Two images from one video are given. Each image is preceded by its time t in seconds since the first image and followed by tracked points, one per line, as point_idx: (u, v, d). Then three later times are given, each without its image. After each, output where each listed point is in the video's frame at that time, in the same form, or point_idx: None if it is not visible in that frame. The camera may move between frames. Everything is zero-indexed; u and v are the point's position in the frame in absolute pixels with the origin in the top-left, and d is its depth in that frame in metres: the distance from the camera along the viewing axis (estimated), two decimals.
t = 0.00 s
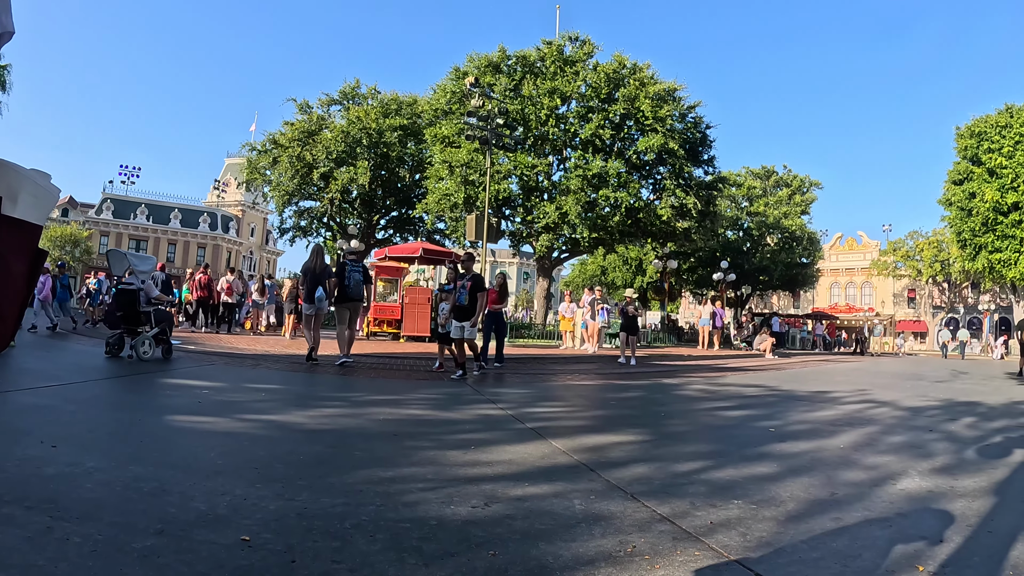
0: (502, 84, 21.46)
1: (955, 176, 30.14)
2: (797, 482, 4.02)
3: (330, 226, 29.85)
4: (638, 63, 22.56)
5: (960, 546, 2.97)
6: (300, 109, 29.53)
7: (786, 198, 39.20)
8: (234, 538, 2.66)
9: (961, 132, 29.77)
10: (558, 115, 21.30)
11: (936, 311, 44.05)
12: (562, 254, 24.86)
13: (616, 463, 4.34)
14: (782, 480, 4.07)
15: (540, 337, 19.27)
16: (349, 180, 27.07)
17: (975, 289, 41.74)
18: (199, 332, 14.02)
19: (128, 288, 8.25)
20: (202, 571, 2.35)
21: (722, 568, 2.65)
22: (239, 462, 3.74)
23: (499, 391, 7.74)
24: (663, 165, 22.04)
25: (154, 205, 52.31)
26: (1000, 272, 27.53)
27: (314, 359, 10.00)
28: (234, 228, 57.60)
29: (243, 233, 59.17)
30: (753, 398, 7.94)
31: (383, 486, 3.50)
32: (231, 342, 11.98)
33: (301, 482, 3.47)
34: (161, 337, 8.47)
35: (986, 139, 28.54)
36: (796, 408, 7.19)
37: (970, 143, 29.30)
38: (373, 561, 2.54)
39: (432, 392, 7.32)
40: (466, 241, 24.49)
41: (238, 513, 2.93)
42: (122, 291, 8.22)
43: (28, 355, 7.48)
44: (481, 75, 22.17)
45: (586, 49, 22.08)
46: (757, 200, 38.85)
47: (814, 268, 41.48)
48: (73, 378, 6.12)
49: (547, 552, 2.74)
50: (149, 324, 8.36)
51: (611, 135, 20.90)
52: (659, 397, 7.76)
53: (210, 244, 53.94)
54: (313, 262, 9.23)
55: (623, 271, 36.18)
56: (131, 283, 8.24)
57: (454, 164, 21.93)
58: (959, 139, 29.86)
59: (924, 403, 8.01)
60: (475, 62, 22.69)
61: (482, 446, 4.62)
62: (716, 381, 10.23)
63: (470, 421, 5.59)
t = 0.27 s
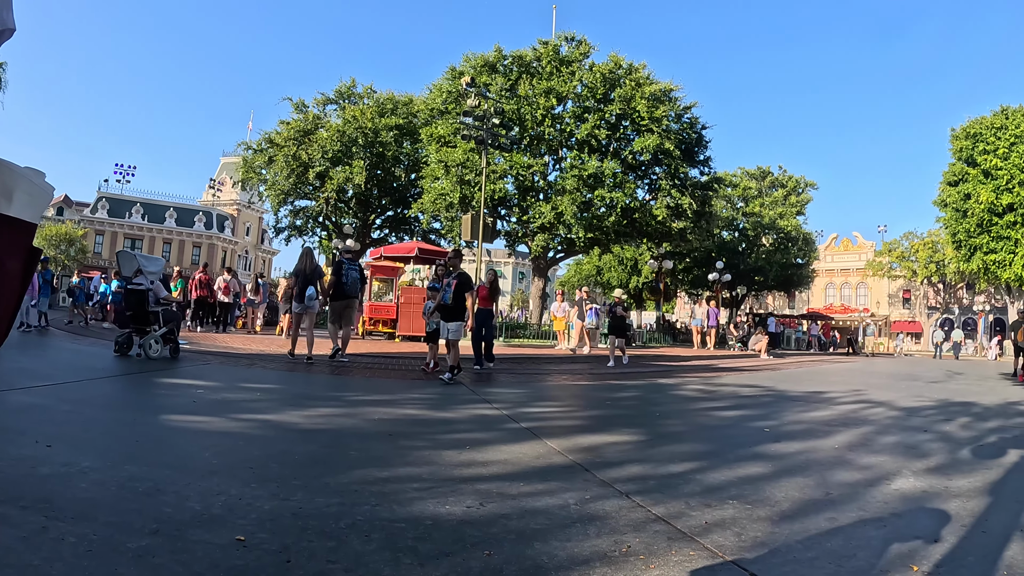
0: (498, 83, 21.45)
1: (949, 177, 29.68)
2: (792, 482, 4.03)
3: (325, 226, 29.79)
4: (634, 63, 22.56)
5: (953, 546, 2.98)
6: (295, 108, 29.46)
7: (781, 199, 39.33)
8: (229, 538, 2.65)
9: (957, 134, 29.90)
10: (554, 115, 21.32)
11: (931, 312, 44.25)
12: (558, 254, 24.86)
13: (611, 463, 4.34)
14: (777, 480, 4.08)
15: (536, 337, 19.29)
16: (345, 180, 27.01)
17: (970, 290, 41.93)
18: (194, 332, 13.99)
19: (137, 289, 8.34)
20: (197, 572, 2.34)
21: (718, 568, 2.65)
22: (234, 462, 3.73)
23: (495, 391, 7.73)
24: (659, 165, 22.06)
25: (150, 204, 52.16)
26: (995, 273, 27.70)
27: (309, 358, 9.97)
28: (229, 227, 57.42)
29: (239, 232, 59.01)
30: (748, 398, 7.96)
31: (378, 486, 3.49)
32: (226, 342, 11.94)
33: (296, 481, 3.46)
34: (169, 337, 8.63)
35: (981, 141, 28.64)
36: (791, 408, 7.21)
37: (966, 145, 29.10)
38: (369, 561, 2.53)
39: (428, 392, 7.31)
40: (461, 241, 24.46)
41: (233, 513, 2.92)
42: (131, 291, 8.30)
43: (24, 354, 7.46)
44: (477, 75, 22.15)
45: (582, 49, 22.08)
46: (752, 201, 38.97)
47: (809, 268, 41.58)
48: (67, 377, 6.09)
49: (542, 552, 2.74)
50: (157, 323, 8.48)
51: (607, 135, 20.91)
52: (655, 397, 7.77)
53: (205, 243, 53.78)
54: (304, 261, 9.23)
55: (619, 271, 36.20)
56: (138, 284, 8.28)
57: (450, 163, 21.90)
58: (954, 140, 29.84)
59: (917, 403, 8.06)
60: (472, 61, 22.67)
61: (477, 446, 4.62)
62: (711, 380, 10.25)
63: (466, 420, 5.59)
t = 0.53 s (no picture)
0: (494, 83, 21.46)
1: (945, 179, 29.95)
2: (786, 482, 4.05)
3: (321, 225, 29.72)
4: (630, 64, 22.59)
5: (947, 546, 2.99)
6: (291, 108, 29.40)
7: (777, 200, 39.51)
8: (224, 538, 2.64)
9: (952, 136, 30.02)
10: (550, 115, 21.32)
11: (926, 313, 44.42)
12: (553, 254, 24.84)
13: (606, 463, 4.34)
14: (771, 480, 4.09)
15: (532, 337, 19.30)
16: (341, 179, 26.94)
17: (965, 291, 42.09)
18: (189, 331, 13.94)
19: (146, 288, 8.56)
20: (192, 571, 2.34)
21: (712, 568, 2.66)
22: (229, 462, 3.71)
23: (491, 390, 7.73)
24: (655, 166, 22.10)
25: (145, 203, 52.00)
26: (990, 274, 27.85)
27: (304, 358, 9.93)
28: (225, 227, 57.24)
29: (235, 231, 58.85)
30: (744, 399, 7.97)
31: (374, 486, 3.48)
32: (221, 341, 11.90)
33: (291, 481, 3.45)
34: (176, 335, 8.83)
35: (976, 142, 28.75)
36: (786, 408, 7.23)
37: (961, 146, 29.31)
38: (364, 561, 2.53)
39: (424, 392, 7.30)
40: (456, 241, 24.43)
41: (228, 513, 2.91)
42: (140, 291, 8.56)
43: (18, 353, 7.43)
44: (473, 75, 22.15)
45: (578, 50, 22.11)
46: (748, 201, 39.07)
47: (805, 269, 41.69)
48: (61, 376, 6.06)
49: (538, 552, 2.73)
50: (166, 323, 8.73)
51: (603, 135, 20.93)
52: (650, 398, 7.78)
53: (201, 242, 53.61)
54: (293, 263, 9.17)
55: (614, 271, 36.21)
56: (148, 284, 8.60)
57: (446, 163, 21.89)
58: (949, 142, 29.91)
59: (912, 403, 8.09)
60: (468, 61, 22.68)
61: (473, 446, 4.61)
62: (706, 381, 10.27)
63: (461, 421, 5.58)
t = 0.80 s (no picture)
0: (491, 83, 21.47)
1: (941, 180, 30.09)
2: (782, 482, 4.07)
3: (318, 225, 29.66)
4: (627, 64, 22.63)
5: (944, 546, 3.00)
6: (288, 107, 29.34)
7: (774, 201, 39.68)
8: (220, 537, 2.63)
9: (949, 138, 30.10)
10: (547, 116, 21.32)
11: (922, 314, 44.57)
12: (550, 255, 24.83)
13: (603, 463, 4.35)
14: (767, 480, 4.11)
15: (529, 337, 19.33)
16: (337, 179, 26.89)
17: (961, 292, 42.22)
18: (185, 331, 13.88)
19: (155, 288, 8.64)
20: (188, 570, 2.33)
21: (708, 569, 2.67)
22: (226, 462, 3.70)
23: (488, 390, 7.73)
24: (651, 167, 22.12)
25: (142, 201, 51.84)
26: (986, 275, 27.98)
27: (301, 358, 9.90)
28: (221, 226, 57.09)
29: (231, 231, 58.67)
30: (740, 399, 7.98)
31: (370, 486, 3.48)
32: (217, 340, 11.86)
33: (288, 482, 3.44)
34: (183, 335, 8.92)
35: (973, 144, 28.80)
36: (782, 409, 7.24)
37: (957, 148, 29.41)
38: (360, 560, 2.53)
39: (420, 392, 7.29)
40: (453, 241, 24.42)
41: (224, 513, 2.90)
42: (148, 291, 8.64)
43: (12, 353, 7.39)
44: (470, 75, 22.15)
45: (575, 50, 22.12)
46: (745, 202, 39.11)
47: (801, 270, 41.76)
48: (56, 376, 6.03)
49: (534, 552, 2.74)
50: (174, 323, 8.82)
51: (599, 136, 20.95)
52: (647, 398, 7.78)
53: (197, 241, 53.45)
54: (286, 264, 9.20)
55: (611, 272, 36.19)
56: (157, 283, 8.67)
57: (443, 163, 21.89)
58: (946, 143, 29.95)
59: (908, 404, 8.11)
60: (465, 61, 22.67)
61: (470, 446, 4.61)
62: (702, 381, 10.28)
63: (458, 421, 5.57)
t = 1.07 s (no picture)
0: (489, 83, 21.47)
1: (938, 182, 30.14)
2: (778, 482, 4.07)
3: (314, 225, 29.63)
4: (625, 65, 22.66)
5: (939, 547, 3.01)
6: (285, 106, 29.30)
7: (770, 202, 39.74)
8: (216, 538, 2.62)
9: (945, 139, 30.20)
10: (545, 116, 21.32)
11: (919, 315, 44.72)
12: (547, 255, 24.83)
13: (599, 464, 4.34)
14: (764, 480, 4.12)
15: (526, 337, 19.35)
16: (334, 178, 26.86)
17: (957, 293, 42.33)
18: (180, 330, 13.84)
19: (165, 289, 8.70)
20: (184, 571, 2.33)
21: (704, 569, 2.67)
22: (221, 461, 3.69)
23: (484, 391, 7.73)
24: (649, 167, 22.14)
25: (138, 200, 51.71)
26: (982, 276, 28.07)
27: (297, 358, 9.88)
28: (218, 225, 56.96)
29: (228, 230, 58.53)
30: (736, 399, 7.99)
31: (366, 486, 3.47)
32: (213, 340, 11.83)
33: (284, 481, 3.43)
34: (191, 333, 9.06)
35: (969, 145, 28.86)
36: (778, 410, 7.25)
37: (954, 149, 29.45)
38: (356, 561, 2.52)
39: (417, 392, 7.28)
40: (450, 241, 24.37)
41: (220, 513, 2.89)
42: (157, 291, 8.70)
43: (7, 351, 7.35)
44: (468, 75, 22.14)
45: (573, 50, 22.12)
46: (741, 203, 39.17)
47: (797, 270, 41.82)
48: (52, 374, 6.01)
49: (531, 552, 2.73)
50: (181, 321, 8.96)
51: (597, 136, 20.95)
52: (643, 398, 7.79)
53: (194, 241, 53.31)
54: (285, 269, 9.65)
55: (607, 272, 36.21)
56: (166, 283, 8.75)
57: (440, 163, 21.89)
58: (942, 144, 30.02)
59: (904, 405, 8.13)
60: (463, 61, 22.65)
61: (466, 446, 4.60)
62: (698, 381, 10.30)
63: (454, 421, 5.56)
